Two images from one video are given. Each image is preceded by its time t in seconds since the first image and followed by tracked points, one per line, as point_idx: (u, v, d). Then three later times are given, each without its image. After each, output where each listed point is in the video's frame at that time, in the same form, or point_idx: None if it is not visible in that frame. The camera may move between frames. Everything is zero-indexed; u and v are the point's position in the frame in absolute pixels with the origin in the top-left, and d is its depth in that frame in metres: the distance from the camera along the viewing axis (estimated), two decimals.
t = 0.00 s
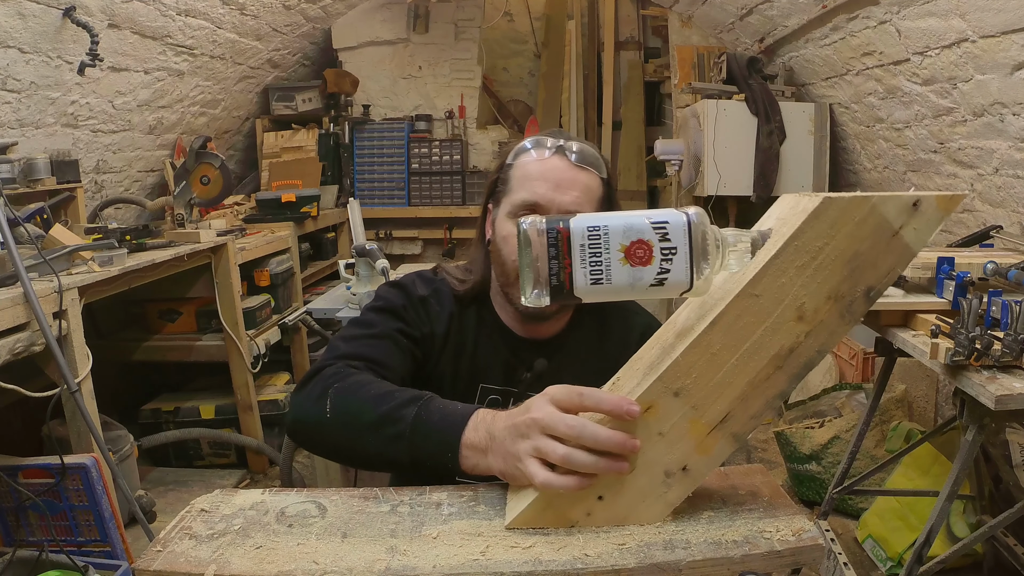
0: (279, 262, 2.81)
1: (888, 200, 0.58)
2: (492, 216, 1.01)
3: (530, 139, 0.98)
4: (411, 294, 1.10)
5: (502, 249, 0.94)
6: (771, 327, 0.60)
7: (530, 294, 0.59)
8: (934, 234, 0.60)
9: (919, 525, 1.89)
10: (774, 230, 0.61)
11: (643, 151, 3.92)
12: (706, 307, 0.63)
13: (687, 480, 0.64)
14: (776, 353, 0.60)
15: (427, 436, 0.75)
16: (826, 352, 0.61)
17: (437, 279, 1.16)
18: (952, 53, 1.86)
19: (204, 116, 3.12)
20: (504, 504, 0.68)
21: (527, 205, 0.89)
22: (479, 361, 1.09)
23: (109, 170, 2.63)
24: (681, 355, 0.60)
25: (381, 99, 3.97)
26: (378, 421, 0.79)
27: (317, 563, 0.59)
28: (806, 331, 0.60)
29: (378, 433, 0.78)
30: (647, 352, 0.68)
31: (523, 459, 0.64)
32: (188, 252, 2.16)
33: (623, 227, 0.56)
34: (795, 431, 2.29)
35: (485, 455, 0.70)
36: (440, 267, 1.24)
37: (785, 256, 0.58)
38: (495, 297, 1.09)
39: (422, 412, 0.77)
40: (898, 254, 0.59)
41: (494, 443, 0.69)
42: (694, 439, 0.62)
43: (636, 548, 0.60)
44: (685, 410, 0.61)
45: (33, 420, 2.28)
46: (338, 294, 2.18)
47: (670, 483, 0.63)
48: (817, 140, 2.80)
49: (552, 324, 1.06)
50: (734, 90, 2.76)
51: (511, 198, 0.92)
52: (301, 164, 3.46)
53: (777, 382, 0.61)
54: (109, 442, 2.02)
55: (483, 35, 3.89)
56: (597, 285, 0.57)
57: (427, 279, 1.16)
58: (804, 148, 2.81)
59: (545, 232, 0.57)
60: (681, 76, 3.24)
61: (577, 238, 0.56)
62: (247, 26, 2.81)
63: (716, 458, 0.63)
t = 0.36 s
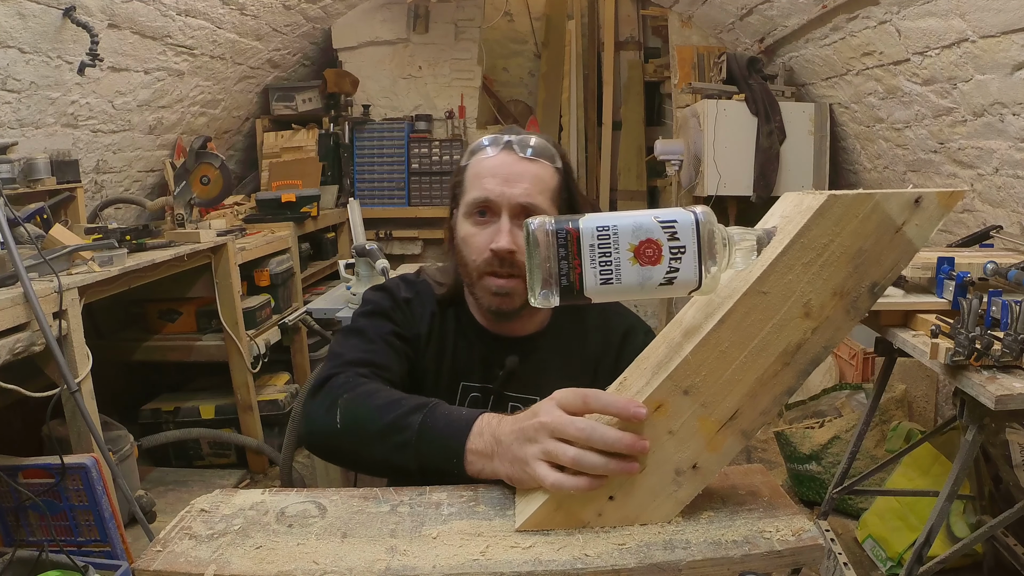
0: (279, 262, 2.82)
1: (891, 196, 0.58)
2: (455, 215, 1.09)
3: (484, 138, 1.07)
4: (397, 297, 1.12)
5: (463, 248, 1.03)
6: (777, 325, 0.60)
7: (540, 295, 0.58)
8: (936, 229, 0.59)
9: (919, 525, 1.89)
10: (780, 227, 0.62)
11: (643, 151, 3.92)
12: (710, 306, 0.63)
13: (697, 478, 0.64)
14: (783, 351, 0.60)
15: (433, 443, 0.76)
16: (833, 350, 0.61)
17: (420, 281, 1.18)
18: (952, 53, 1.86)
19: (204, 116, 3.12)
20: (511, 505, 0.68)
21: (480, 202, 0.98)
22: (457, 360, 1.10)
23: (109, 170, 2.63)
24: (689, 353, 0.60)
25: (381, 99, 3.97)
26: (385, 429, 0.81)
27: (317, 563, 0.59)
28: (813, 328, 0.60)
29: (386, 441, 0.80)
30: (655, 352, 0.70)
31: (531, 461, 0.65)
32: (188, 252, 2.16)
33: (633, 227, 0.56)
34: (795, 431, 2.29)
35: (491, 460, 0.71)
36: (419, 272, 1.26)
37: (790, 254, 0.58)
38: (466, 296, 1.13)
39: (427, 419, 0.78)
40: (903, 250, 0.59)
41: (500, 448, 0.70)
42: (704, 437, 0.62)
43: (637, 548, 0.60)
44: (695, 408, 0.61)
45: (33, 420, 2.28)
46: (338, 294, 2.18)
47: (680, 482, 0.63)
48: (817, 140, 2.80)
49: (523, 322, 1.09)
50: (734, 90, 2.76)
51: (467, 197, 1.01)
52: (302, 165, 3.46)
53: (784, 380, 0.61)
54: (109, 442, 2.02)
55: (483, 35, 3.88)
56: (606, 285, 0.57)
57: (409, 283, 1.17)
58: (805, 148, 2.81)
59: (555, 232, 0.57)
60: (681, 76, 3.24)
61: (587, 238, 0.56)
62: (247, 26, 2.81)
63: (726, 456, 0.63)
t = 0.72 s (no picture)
0: (279, 262, 2.82)
1: (891, 197, 0.58)
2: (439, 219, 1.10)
3: (466, 140, 1.07)
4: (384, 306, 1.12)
5: (447, 252, 1.03)
6: (777, 325, 0.60)
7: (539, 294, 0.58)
8: (937, 229, 0.59)
9: (919, 525, 1.89)
10: (780, 228, 0.62)
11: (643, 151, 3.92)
12: (710, 307, 0.63)
13: (697, 478, 0.64)
14: (783, 351, 0.60)
15: (431, 454, 0.77)
16: (832, 350, 0.61)
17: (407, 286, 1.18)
18: (952, 53, 1.86)
19: (204, 116, 3.12)
20: (511, 505, 0.68)
21: (464, 205, 0.98)
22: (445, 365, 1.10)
23: (109, 170, 2.63)
24: (689, 352, 0.60)
25: (381, 99, 3.94)
26: (384, 443, 0.81)
27: (317, 563, 0.59)
28: (813, 329, 0.60)
29: (386, 454, 0.81)
30: (655, 352, 0.69)
31: (529, 464, 0.65)
32: (188, 252, 2.16)
33: (633, 226, 0.56)
34: (795, 431, 2.29)
35: (489, 465, 0.72)
36: (406, 278, 1.26)
37: (789, 254, 0.58)
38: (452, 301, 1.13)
39: (423, 430, 0.79)
40: (903, 251, 0.59)
41: (497, 453, 0.71)
42: (704, 436, 0.62)
43: (637, 548, 0.60)
44: (695, 408, 0.61)
45: (33, 420, 2.28)
46: (338, 295, 2.18)
47: (680, 482, 0.63)
48: (817, 140, 2.80)
49: (509, 327, 1.09)
50: (734, 90, 2.76)
51: (450, 200, 1.01)
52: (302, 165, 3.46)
53: (784, 380, 0.61)
54: (109, 442, 2.02)
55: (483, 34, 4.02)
56: (606, 286, 0.57)
57: (397, 289, 1.17)
58: (805, 148, 2.81)
59: (556, 232, 0.57)
60: (681, 76, 3.24)
61: (587, 238, 0.56)
62: (248, 26, 2.81)
63: (726, 456, 0.63)
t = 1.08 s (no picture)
0: (279, 262, 2.81)
1: (891, 197, 0.58)
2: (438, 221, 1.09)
3: (464, 140, 1.07)
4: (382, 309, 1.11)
5: (445, 253, 1.03)
6: (777, 325, 0.60)
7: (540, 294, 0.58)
8: (937, 230, 0.59)
9: (919, 525, 1.89)
10: (780, 228, 0.61)
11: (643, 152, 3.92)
12: (710, 306, 0.63)
13: (697, 478, 0.64)
14: (783, 351, 0.60)
15: (431, 456, 0.77)
16: (832, 350, 0.61)
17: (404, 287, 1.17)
18: (952, 53, 1.86)
19: (204, 116, 3.12)
20: (510, 505, 0.68)
21: (462, 206, 0.98)
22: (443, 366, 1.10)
23: (109, 170, 2.63)
24: (690, 352, 0.60)
25: (381, 99, 3.94)
26: (383, 447, 0.81)
27: (317, 563, 0.59)
28: (812, 329, 0.60)
29: (385, 458, 0.81)
30: (655, 352, 0.69)
31: (528, 464, 0.65)
32: (187, 252, 2.16)
33: (633, 226, 0.56)
34: (795, 431, 2.29)
35: (489, 467, 0.72)
36: (403, 279, 1.26)
37: (789, 254, 0.58)
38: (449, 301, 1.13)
39: (422, 432, 0.79)
40: (903, 251, 0.59)
41: (496, 454, 0.71)
42: (704, 437, 0.62)
43: (637, 548, 0.60)
44: (695, 408, 0.61)
45: (33, 420, 2.28)
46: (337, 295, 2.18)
47: (680, 482, 0.63)
48: (817, 140, 2.80)
49: (507, 329, 1.09)
50: (734, 90, 2.76)
51: (448, 201, 1.01)
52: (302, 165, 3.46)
53: (784, 380, 0.61)
54: (109, 442, 2.02)
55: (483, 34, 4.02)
56: (606, 285, 0.57)
57: (394, 290, 1.16)
58: (805, 148, 2.81)
59: (556, 232, 0.57)
60: (682, 76, 3.24)
61: (587, 238, 0.56)
62: (248, 26, 2.81)
63: (726, 455, 0.63)
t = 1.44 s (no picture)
0: (279, 262, 2.81)
1: (892, 197, 0.58)
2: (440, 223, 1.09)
3: (466, 141, 1.07)
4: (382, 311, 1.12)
5: (452, 254, 1.02)
6: (777, 325, 0.60)
7: (540, 294, 0.58)
8: (938, 229, 0.59)
9: (919, 525, 1.89)
10: (780, 228, 0.61)
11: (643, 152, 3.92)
12: (711, 304, 0.63)
13: (696, 479, 0.64)
14: (784, 351, 0.60)
15: (430, 457, 0.77)
16: (832, 350, 0.61)
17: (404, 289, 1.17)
18: (952, 53, 1.86)
19: (204, 116, 3.12)
20: (510, 505, 0.68)
21: (471, 206, 0.98)
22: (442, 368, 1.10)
23: (109, 170, 2.63)
24: (690, 352, 0.60)
25: (381, 99, 3.93)
26: (382, 449, 0.81)
27: (317, 563, 0.59)
28: (812, 329, 0.60)
29: (384, 460, 0.81)
30: (655, 352, 0.69)
31: (527, 465, 0.65)
32: (188, 252, 2.16)
33: (633, 226, 0.56)
34: (795, 431, 2.29)
35: (489, 467, 0.72)
36: (402, 280, 1.26)
37: (790, 254, 0.58)
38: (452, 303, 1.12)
39: (421, 433, 0.79)
40: (903, 251, 0.59)
41: (496, 455, 0.71)
42: (704, 437, 0.62)
43: (636, 548, 0.60)
44: (695, 408, 0.61)
45: (33, 420, 2.28)
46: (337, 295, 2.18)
47: (680, 482, 0.63)
48: (817, 140, 2.80)
49: (510, 328, 1.08)
50: (734, 90, 2.76)
51: (455, 202, 1.00)
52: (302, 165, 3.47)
53: (784, 381, 0.61)
54: (109, 442, 2.02)
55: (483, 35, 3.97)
56: (606, 285, 0.57)
57: (393, 292, 1.17)
58: (805, 148, 2.81)
59: (556, 232, 0.57)
60: (681, 76, 3.24)
61: (588, 238, 0.56)
62: (248, 26, 2.81)
63: (725, 456, 0.63)
